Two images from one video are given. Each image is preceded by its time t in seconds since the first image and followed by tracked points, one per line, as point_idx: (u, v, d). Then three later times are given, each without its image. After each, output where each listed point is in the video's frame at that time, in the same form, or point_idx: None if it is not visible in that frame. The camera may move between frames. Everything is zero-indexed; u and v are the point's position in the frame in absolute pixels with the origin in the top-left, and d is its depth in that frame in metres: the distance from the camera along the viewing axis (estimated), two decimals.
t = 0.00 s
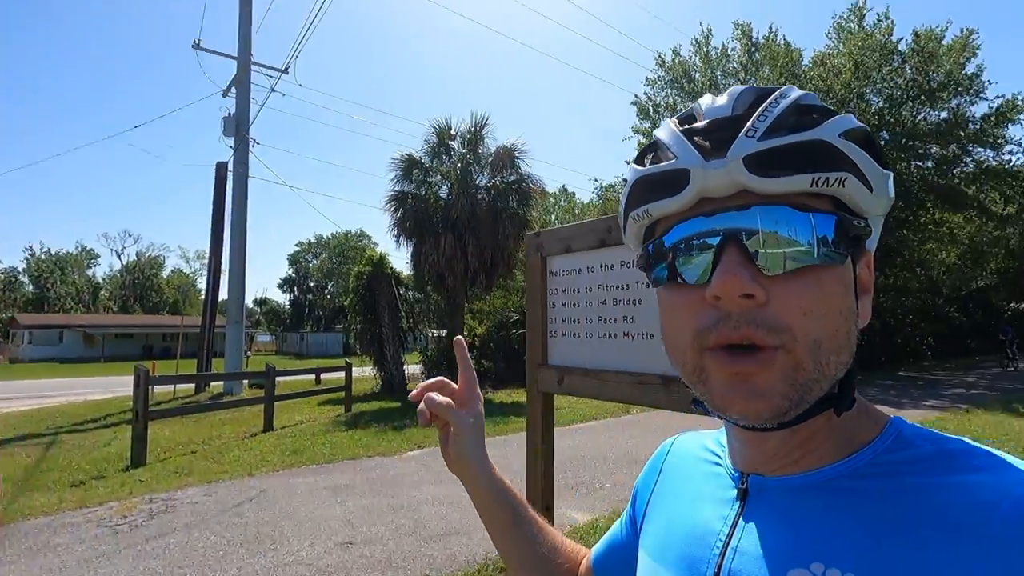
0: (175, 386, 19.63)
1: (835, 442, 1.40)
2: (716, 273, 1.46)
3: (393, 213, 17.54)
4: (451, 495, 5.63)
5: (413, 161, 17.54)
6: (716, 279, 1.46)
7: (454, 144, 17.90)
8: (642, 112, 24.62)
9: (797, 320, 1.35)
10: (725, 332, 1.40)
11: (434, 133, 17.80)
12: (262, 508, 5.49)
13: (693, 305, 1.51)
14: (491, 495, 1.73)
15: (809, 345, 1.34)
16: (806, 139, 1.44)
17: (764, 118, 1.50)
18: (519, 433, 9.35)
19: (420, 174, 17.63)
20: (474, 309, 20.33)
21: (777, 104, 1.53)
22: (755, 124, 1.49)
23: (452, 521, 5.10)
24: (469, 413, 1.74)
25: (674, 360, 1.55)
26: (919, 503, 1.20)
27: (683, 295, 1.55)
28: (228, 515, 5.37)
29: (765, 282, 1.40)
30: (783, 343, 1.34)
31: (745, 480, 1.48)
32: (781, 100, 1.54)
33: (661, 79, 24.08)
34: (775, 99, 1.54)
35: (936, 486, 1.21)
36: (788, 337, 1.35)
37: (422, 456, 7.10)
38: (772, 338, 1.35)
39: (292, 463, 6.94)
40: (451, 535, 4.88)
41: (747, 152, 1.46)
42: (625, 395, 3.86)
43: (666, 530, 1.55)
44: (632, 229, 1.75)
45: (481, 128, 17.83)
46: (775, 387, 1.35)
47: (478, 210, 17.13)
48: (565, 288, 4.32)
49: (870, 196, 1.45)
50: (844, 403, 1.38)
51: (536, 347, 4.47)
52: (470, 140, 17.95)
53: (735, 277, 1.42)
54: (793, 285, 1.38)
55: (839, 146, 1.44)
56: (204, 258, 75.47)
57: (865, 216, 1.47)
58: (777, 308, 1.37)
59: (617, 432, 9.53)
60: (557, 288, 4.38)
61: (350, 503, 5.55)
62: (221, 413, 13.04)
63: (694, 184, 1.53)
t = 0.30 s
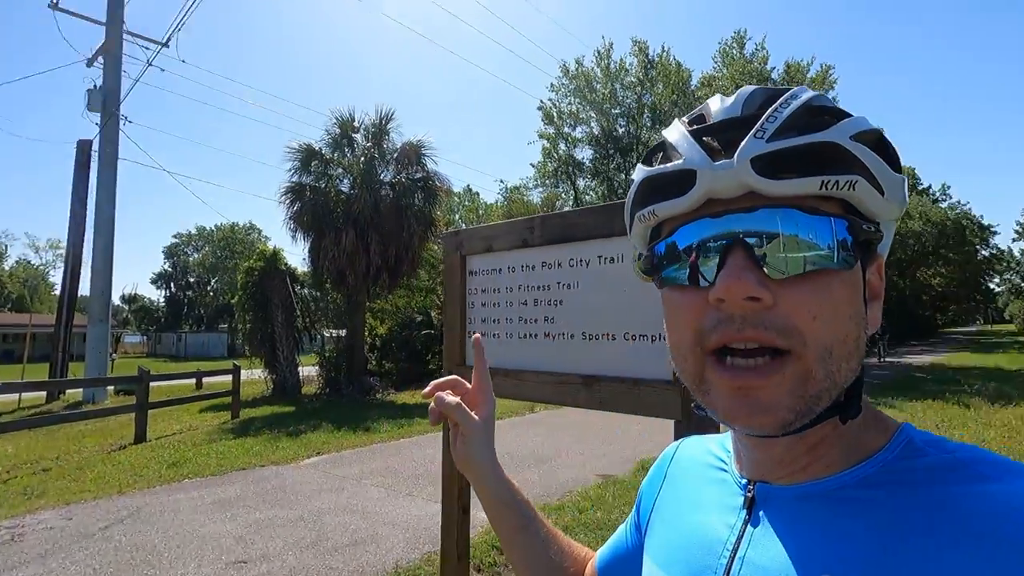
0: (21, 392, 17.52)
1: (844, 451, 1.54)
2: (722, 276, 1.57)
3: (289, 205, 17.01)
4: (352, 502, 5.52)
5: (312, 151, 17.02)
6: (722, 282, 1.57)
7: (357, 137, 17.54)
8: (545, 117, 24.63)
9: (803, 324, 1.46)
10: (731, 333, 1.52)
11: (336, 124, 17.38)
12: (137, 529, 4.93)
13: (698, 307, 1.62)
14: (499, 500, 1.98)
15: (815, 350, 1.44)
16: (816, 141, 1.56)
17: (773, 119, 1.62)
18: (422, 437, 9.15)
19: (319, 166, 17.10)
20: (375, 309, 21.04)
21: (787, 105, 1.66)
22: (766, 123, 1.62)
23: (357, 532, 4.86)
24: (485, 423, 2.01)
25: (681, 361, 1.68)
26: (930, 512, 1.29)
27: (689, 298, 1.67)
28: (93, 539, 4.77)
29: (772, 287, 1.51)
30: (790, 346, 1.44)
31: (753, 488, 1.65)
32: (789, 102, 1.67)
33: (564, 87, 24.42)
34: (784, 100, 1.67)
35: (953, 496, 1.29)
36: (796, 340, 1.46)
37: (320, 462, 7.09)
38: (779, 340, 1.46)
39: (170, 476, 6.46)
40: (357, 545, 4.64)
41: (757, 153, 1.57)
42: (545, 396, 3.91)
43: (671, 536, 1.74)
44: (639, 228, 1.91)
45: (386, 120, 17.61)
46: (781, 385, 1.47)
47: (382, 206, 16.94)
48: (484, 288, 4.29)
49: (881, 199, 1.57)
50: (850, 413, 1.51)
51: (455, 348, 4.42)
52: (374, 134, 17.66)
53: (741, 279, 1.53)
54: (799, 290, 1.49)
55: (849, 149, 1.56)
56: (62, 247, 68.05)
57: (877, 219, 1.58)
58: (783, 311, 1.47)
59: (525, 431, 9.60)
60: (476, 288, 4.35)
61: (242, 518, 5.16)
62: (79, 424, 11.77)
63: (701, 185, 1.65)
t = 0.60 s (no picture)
0: None
1: (841, 443, 1.61)
2: (725, 266, 1.66)
3: (217, 194, 16.09)
4: (286, 506, 5.49)
5: (244, 138, 16.20)
6: (723, 271, 1.65)
7: (293, 126, 16.78)
8: (489, 115, 24.32)
9: (802, 314, 1.54)
10: (729, 323, 1.60)
11: (270, 111, 16.54)
12: (43, 542, 4.55)
13: (699, 298, 1.70)
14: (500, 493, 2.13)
15: (814, 342, 1.52)
16: (823, 131, 1.67)
17: (782, 107, 1.73)
18: (360, 438, 8.90)
19: (250, 154, 16.23)
20: (310, 306, 20.86)
21: (795, 96, 1.78)
22: (774, 112, 1.74)
23: (291, 539, 4.70)
24: (488, 431, 2.09)
25: (679, 350, 1.75)
26: (929, 506, 1.35)
27: (690, 288, 1.76)
28: None
29: (772, 279, 1.59)
30: (789, 337, 1.52)
31: (751, 483, 1.70)
32: (799, 92, 1.79)
33: (508, 86, 24.18)
34: (793, 90, 1.79)
35: (954, 490, 1.35)
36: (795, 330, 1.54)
37: (246, 467, 7.11)
38: (778, 330, 1.53)
39: (78, 485, 6.15)
40: (292, 552, 4.48)
41: (764, 142, 1.68)
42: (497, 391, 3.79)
43: (665, 533, 1.82)
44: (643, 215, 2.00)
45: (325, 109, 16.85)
46: (779, 374, 1.54)
47: (319, 197, 16.30)
48: (433, 283, 4.23)
49: (887, 192, 1.67)
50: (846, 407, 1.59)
51: (403, 346, 4.31)
52: (311, 123, 16.91)
53: (743, 268, 1.62)
54: (799, 282, 1.57)
55: (858, 140, 1.67)
56: None
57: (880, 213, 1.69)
58: (782, 302, 1.55)
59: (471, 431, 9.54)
60: (425, 283, 4.28)
61: (163, 527, 4.91)
62: None
63: (706, 174, 1.75)
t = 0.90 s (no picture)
0: None
1: (808, 435, 1.54)
2: (700, 263, 1.56)
3: (157, 180, 15.28)
4: (230, 508, 5.34)
5: (187, 124, 15.37)
6: (701, 266, 1.55)
7: (242, 113, 16.02)
8: (446, 111, 24.04)
9: (776, 312, 1.46)
10: (706, 320, 1.50)
11: (217, 96, 15.78)
12: None
13: (675, 295, 1.61)
14: (496, 489, 2.09)
15: (785, 338, 1.44)
16: (792, 131, 1.58)
17: (752, 109, 1.64)
18: (309, 437, 8.63)
19: (195, 140, 15.45)
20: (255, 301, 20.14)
21: (766, 98, 1.68)
22: (747, 112, 1.64)
23: (235, 543, 4.55)
24: (496, 427, 2.06)
25: (652, 350, 1.66)
26: (892, 490, 1.29)
27: (664, 284, 1.65)
28: None
29: (746, 274, 1.50)
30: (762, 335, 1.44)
31: (725, 474, 1.61)
32: (768, 94, 1.68)
33: (466, 83, 23.94)
34: (762, 92, 1.69)
35: (915, 475, 1.29)
36: (768, 327, 1.45)
37: (186, 467, 6.81)
38: (752, 327, 1.45)
39: None
40: (237, 556, 4.34)
41: (737, 141, 1.57)
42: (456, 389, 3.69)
43: (639, 529, 1.73)
44: (616, 214, 1.88)
45: (277, 96, 16.19)
46: (753, 374, 1.46)
47: (267, 188, 15.66)
48: (393, 278, 4.14)
49: (852, 190, 1.60)
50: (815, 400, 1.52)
51: (359, 341, 4.21)
52: (262, 110, 16.13)
53: (719, 265, 1.53)
54: (772, 278, 1.49)
55: (826, 141, 1.59)
56: None
57: (848, 212, 1.63)
58: (757, 298, 1.47)
59: (424, 430, 9.43)
60: (384, 278, 4.19)
61: (93, 533, 4.69)
62: None
63: (683, 172, 1.64)
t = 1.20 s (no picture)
0: None
1: (755, 436, 1.46)
2: (655, 266, 1.47)
3: (98, 165, 14.53)
4: (173, 511, 5.09)
5: (131, 106, 14.65)
6: (656, 273, 1.46)
7: (191, 97, 15.37)
8: (407, 105, 23.71)
9: (728, 317, 1.38)
10: (660, 324, 1.42)
11: (165, 78, 15.09)
12: None
13: (630, 299, 1.51)
14: (444, 494, 2.00)
15: (738, 342, 1.37)
16: (746, 142, 1.49)
17: (710, 119, 1.53)
18: (259, 436, 8.33)
19: (139, 124, 14.76)
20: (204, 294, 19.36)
21: (722, 109, 1.57)
22: (704, 123, 1.52)
23: (178, 547, 4.35)
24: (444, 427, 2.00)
25: (605, 353, 1.56)
26: (829, 488, 1.25)
27: (620, 288, 1.55)
28: None
29: (699, 278, 1.42)
30: (713, 339, 1.36)
31: (673, 473, 1.52)
32: (725, 105, 1.59)
33: (428, 77, 23.65)
34: (719, 103, 1.59)
35: (852, 470, 1.25)
36: (721, 333, 1.37)
37: (124, 469, 6.47)
38: (705, 332, 1.37)
39: None
40: (179, 561, 4.15)
41: (695, 152, 1.47)
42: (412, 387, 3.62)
43: (589, 530, 1.63)
44: (573, 219, 1.73)
45: (230, 81, 15.60)
46: (705, 380, 1.38)
47: (218, 176, 15.06)
48: (351, 274, 4.03)
49: (800, 203, 1.53)
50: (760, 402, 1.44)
51: (314, 338, 4.08)
52: (213, 95, 15.51)
53: (674, 271, 1.44)
54: (726, 283, 1.41)
55: (777, 154, 1.51)
56: None
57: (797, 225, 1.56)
58: (711, 304, 1.39)
59: (378, 428, 9.26)
60: (342, 273, 4.07)
61: (20, 539, 4.42)
62: None
63: (640, 179, 1.51)
